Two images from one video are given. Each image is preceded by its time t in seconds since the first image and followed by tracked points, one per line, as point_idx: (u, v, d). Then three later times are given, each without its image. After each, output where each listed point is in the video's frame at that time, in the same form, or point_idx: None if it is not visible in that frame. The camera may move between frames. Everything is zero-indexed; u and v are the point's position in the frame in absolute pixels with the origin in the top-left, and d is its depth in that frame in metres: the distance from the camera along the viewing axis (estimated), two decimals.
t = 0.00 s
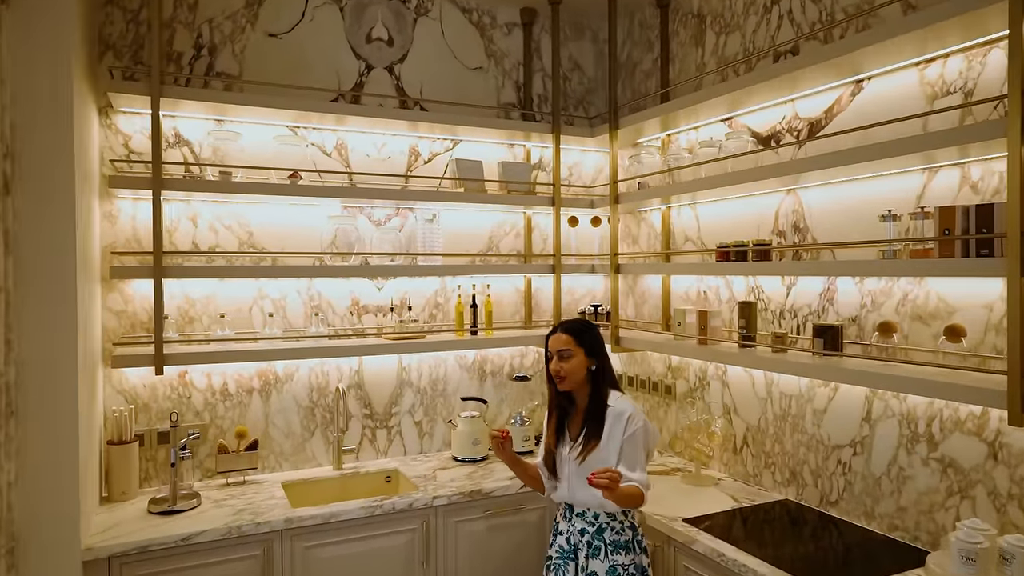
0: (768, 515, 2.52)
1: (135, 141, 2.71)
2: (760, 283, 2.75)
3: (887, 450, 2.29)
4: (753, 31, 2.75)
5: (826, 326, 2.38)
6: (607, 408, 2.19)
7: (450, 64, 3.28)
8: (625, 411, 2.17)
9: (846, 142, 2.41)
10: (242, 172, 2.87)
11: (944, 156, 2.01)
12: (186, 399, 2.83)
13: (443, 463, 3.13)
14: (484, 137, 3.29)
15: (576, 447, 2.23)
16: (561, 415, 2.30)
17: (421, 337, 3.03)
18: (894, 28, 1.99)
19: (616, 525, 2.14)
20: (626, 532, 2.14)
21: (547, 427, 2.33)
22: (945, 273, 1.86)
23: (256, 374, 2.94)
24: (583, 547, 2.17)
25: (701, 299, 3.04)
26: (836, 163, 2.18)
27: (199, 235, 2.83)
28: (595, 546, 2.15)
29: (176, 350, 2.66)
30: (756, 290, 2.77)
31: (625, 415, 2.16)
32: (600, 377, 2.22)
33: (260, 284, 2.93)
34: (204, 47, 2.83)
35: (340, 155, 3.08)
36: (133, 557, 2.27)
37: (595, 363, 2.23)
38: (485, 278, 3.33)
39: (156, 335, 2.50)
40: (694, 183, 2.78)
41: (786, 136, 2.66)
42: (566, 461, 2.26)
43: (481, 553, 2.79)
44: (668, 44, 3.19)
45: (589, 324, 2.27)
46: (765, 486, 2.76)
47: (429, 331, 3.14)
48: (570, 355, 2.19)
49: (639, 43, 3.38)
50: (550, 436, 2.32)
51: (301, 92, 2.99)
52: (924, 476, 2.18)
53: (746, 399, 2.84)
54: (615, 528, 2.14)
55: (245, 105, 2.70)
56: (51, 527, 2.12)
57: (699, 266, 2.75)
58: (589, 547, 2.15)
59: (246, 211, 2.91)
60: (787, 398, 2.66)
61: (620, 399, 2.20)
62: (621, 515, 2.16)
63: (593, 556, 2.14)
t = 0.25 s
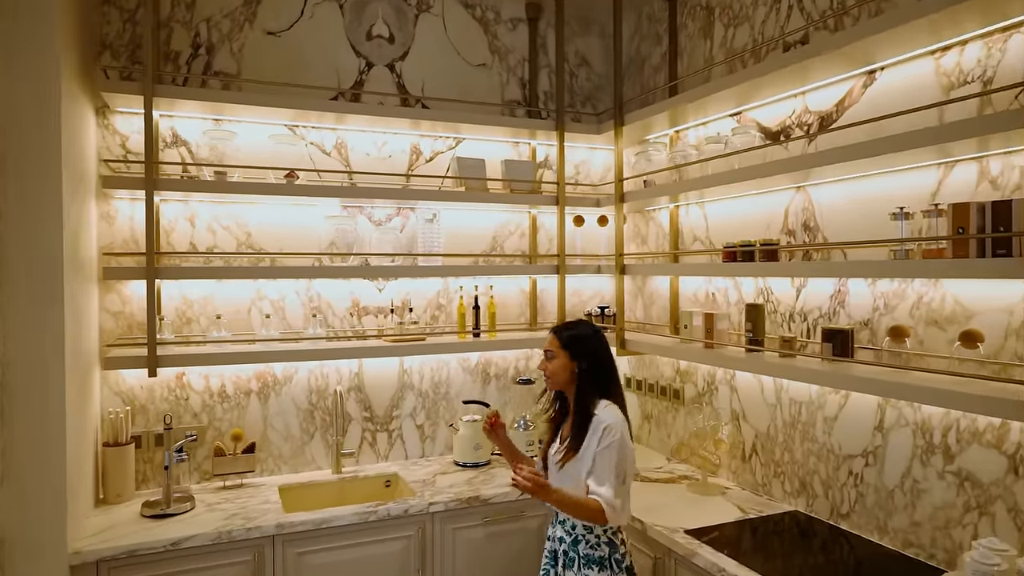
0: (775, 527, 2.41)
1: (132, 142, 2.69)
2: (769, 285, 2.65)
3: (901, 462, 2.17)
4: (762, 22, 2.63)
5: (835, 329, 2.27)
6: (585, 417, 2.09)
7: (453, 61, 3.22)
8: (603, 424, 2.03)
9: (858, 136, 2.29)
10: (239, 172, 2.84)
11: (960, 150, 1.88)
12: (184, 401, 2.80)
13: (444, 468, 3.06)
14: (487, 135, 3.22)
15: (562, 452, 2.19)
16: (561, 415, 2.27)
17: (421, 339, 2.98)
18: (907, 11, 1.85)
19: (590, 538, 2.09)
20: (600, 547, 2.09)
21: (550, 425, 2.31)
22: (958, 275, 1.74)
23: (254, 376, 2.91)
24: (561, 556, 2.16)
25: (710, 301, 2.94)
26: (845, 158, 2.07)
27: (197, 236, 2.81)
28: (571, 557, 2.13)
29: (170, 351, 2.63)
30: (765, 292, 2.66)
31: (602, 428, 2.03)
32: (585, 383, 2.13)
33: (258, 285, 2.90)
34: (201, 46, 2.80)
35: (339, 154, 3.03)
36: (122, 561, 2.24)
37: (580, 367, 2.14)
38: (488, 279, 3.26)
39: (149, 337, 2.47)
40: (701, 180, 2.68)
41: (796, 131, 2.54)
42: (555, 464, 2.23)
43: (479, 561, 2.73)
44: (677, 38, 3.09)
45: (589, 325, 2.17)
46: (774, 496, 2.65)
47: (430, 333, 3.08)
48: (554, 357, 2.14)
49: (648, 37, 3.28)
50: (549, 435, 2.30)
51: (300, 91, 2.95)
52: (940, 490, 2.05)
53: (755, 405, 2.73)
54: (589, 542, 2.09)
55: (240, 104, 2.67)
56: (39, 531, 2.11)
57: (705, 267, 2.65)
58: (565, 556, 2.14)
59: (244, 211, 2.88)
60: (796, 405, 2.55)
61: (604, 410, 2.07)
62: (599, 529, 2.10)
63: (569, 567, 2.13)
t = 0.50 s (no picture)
0: (783, 538, 2.32)
1: (133, 142, 2.70)
2: (779, 286, 2.56)
3: (914, 472, 2.06)
4: (771, 12, 2.54)
5: (845, 332, 2.17)
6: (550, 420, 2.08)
7: (458, 59, 3.17)
8: (563, 430, 2.00)
9: (870, 130, 2.19)
10: (239, 172, 2.83)
11: (975, 143, 1.77)
12: (186, 401, 2.80)
13: (447, 471, 3.02)
14: (492, 133, 3.17)
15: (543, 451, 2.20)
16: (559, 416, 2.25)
17: (423, 341, 2.94)
18: None
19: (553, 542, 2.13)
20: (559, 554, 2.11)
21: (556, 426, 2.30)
22: (970, 275, 1.64)
23: (256, 377, 2.90)
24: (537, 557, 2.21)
25: (719, 303, 2.86)
26: (853, 152, 1.97)
27: (198, 236, 2.80)
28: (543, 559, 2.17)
29: (170, 352, 2.63)
30: (774, 293, 2.58)
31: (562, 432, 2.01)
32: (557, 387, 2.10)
33: (260, 285, 2.89)
34: (203, 46, 2.80)
35: (342, 153, 3.01)
36: (117, 562, 2.24)
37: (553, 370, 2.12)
38: (493, 279, 3.21)
39: (147, 337, 2.47)
40: (707, 178, 2.59)
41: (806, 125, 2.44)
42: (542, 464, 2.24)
43: (479, 566, 2.68)
44: (686, 32, 3.00)
45: (576, 329, 2.12)
46: (784, 505, 2.55)
47: (433, 334, 3.04)
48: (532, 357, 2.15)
49: (657, 32, 3.20)
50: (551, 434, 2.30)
51: (302, 90, 2.93)
52: (955, 503, 1.94)
53: (765, 411, 2.64)
54: (555, 549, 2.12)
55: (240, 103, 2.65)
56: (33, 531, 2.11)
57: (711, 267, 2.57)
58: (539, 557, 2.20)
59: (246, 212, 2.87)
60: (807, 411, 2.45)
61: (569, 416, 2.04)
62: (566, 537, 2.11)
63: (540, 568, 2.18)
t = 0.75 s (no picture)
0: (795, 549, 2.22)
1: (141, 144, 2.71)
2: (793, 287, 2.48)
3: (932, 484, 1.95)
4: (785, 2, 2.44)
5: (858, 336, 2.07)
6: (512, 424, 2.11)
7: (467, 56, 3.13)
8: (519, 436, 2.04)
9: (886, 123, 2.08)
10: (245, 173, 2.83)
11: (995, 134, 1.66)
12: (194, 401, 2.81)
13: (455, 474, 2.98)
14: (501, 132, 3.12)
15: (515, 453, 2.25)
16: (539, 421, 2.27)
17: (430, 342, 2.90)
18: None
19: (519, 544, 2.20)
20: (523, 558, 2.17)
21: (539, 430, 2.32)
22: (986, 275, 1.53)
23: (264, 378, 2.89)
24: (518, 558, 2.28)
25: (733, 304, 2.78)
26: (865, 146, 1.87)
27: (206, 237, 2.81)
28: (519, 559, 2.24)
29: (176, 352, 2.64)
30: (788, 294, 2.50)
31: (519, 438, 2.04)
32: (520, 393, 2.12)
33: (268, 286, 2.89)
34: (211, 48, 2.81)
35: (349, 153, 2.99)
36: (118, 561, 2.25)
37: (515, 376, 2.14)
38: (502, 280, 3.16)
39: (151, 337, 2.48)
40: (718, 175, 2.50)
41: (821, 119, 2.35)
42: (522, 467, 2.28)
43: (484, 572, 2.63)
44: (700, 25, 2.91)
45: (544, 334, 2.13)
46: (798, 515, 2.46)
47: (441, 336, 3.00)
48: (500, 362, 2.18)
49: (671, 26, 3.11)
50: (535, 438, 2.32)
51: (310, 90, 2.92)
52: (975, 518, 1.83)
53: (779, 417, 2.56)
54: (524, 553, 2.17)
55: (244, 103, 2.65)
56: (35, 529, 2.13)
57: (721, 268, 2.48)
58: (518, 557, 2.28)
59: (254, 213, 2.87)
60: (822, 417, 2.36)
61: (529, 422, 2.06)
62: (533, 543, 2.15)
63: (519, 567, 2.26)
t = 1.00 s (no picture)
0: (815, 563, 2.11)
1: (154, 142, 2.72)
2: (815, 286, 2.37)
3: (962, 498, 1.83)
4: None
5: (880, 338, 1.95)
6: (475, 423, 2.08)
7: (481, 51, 3.08)
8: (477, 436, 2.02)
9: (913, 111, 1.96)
10: (256, 171, 2.82)
11: None
12: (206, 399, 2.81)
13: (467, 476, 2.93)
14: (515, 127, 3.06)
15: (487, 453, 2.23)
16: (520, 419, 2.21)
17: (441, 341, 2.85)
18: None
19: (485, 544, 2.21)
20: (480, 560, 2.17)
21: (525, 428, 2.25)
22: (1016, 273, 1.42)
23: (275, 376, 2.88)
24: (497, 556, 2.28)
25: (753, 304, 2.68)
26: (888, 136, 1.76)
27: (218, 235, 2.81)
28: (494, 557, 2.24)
29: (185, 350, 2.65)
30: (810, 294, 2.39)
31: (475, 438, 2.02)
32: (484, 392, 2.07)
33: (279, 284, 2.87)
34: (223, 46, 2.80)
35: (361, 150, 2.96)
36: (124, 559, 2.25)
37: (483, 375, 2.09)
38: (516, 279, 3.10)
39: (160, 335, 2.48)
40: (736, 169, 2.40)
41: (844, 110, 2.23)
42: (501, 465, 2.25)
43: None
44: (720, 14, 2.81)
45: (519, 335, 2.05)
46: (821, 526, 2.34)
47: (453, 335, 2.95)
48: (476, 356, 2.13)
49: (691, 16, 3.01)
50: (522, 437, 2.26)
51: (322, 87, 2.90)
52: (1008, 535, 1.70)
53: (801, 422, 2.45)
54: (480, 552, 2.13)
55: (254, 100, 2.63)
56: (43, 525, 2.15)
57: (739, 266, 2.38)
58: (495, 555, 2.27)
59: (265, 211, 2.86)
60: (844, 423, 2.25)
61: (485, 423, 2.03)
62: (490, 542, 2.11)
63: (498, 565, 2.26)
